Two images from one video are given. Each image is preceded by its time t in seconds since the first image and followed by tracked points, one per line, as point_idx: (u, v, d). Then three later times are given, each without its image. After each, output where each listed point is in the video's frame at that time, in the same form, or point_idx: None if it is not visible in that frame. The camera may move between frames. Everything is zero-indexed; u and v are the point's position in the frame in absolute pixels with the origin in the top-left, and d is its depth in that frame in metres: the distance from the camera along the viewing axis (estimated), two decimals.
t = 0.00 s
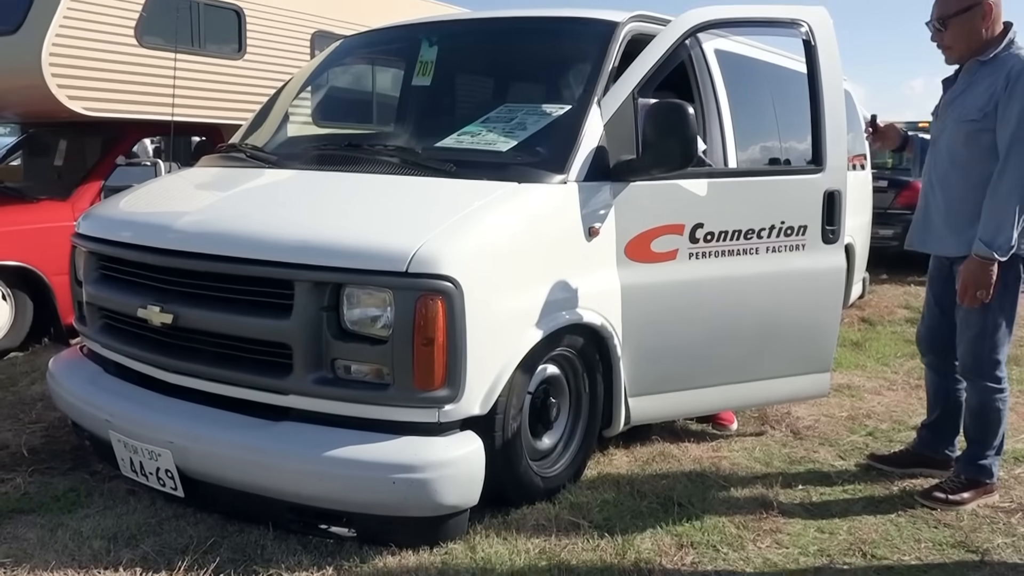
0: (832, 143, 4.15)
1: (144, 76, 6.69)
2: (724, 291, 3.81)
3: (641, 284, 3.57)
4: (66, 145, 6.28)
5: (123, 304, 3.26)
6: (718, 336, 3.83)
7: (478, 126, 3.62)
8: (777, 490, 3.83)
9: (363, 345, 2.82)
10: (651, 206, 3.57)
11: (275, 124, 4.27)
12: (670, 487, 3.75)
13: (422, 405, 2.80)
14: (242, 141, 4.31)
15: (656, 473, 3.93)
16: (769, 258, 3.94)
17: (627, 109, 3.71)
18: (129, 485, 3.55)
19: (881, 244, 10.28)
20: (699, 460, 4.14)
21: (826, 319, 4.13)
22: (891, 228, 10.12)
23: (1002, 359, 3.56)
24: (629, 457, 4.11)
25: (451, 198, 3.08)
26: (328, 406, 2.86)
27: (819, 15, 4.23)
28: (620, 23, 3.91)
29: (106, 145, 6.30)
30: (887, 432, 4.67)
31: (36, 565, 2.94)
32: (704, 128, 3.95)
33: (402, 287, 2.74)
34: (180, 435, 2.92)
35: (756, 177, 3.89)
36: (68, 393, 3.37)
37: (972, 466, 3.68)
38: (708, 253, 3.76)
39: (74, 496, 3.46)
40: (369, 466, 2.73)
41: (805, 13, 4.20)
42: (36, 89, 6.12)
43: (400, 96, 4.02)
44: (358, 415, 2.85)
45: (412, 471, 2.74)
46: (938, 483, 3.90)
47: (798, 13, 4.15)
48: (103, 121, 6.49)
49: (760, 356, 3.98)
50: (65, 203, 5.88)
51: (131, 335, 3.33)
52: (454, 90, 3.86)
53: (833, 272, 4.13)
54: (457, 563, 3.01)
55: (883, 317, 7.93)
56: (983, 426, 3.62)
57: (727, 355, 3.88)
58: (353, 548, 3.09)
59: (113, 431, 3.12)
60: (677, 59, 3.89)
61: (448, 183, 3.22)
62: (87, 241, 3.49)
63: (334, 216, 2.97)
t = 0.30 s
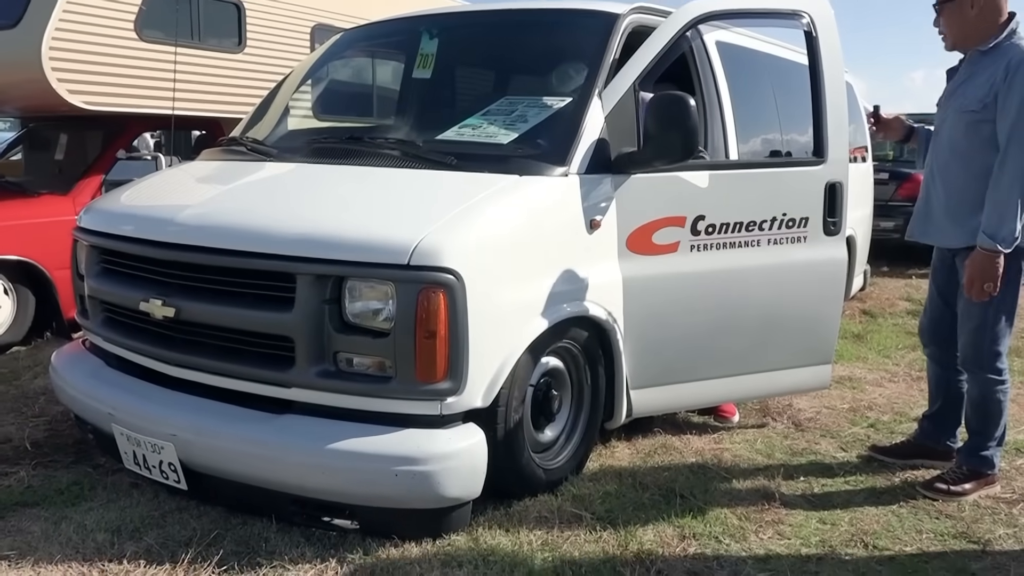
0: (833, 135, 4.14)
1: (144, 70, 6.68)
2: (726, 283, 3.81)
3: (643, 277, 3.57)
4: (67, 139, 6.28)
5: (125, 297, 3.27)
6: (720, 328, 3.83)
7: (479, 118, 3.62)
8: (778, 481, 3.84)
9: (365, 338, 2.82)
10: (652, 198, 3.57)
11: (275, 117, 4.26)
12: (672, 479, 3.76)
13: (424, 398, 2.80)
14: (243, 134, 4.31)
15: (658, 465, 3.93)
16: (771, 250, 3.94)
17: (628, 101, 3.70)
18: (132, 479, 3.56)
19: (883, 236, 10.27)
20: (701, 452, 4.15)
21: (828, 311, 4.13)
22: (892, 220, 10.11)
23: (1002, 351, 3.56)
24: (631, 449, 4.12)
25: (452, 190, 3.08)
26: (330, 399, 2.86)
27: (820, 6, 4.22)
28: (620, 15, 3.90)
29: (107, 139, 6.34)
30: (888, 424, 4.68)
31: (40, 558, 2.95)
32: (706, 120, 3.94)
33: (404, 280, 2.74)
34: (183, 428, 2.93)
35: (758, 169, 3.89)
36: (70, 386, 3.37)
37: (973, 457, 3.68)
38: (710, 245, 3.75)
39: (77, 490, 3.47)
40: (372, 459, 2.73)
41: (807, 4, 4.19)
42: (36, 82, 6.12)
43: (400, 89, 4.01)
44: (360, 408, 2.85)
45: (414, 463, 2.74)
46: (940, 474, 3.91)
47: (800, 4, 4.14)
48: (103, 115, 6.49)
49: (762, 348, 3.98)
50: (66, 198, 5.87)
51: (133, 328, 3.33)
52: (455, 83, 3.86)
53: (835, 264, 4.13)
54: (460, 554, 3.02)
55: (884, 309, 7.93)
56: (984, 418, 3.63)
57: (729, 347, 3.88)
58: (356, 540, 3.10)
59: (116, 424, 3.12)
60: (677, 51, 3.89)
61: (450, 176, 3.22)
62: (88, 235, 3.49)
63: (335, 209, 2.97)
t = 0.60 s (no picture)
0: (842, 128, 4.12)
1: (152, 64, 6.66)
2: (734, 277, 3.79)
3: (650, 270, 3.56)
4: (74, 133, 6.38)
5: (133, 291, 3.27)
6: (728, 322, 3.82)
7: (486, 112, 3.61)
8: (786, 475, 3.83)
9: (373, 332, 2.82)
10: (661, 190, 3.56)
11: (282, 111, 4.26)
12: (680, 473, 3.75)
13: (432, 391, 2.80)
14: (250, 128, 4.30)
15: (665, 459, 3.93)
16: (779, 243, 3.93)
17: (635, 94, 3.69)
18: (141, 472, 3.56)
19: (890, 229, 10.23)
20: (708, 446, 4.14)
21: (836, 304, 4.11)
22: (900, 214, 10.07)
23: (1008, 346, 3.53)
24: (638, 443, 4.11)
25: (460, 184, 3.07)
26: (338, 393, 2.86)
27: None
28: (628, 7, 3.87)
29: (115, 132, 6.38)
30: (897, 418, 4.66)
31: (50, 551, 2.96)
32: (714, 113, 3.92)
33: (412, 273, 2.74)
34: (191, 422, 2.93)
35: (767, 162, 3.87)
36: (79, 380, 3.38)
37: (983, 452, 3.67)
38: (718, 238, 3.74)
39: (86, 483, 3.48)
40: (380, 453, 2.73)
41: None
42: (43, 77, 6.09)
43: (407, 83, 4.00)
44: (368, 401, 2.85)
45: (422, 457, 2.74)
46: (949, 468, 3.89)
47: None
48: (110, 109, 6.49)
49: (770, 342, 3.97)
50: (74, 192, 5.88)
51: (141, 322, 3.33)
52: (461, 76, 3.85)
53: (844, 258, 4.11)
54: (468, 548, 3.02)
55: (892, 303, 7.91)
56: (991, 412, 3.60)
57: (737, 341, 3.87)
58: (364, 533, 3.10)
59: (124, 418, 3.13)
60: (685, 44, 3.87)
61: (457, 169, 3.21)
62: (96, 229, 3.50)
63: (342, 203, 2.96)
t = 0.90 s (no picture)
0: (852, 126, 4.10)
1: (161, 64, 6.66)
2: (743, 276, 3.78)
3: (659, 269, 3.55)
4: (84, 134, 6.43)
5: (143, 291, 3.28)
6: (737, 321, 3.80)
7: (493, 111, 3.60)
8: (796, 476, 3.81)
9: (381, 332, 2.82)
10: (670, 189, 3.55)
11: (290, 111, 4.26)
12: (689, 473, 3.74)
13: (441, 392, 2.80)
14: (258, 129, 4.31)
15: (674, 459, 3.92)
16: (789, 242, 3.91)
17: (644, 93, 3.68)
18: (150, 472, 3.57)
19: (900, 228, 10.18)
20: (718, 446, 4.13)
21: (846, 303, 4.09)
22: (911, 212, 10.02)
23: (1018, 347, 3.48)
24: (647, 443, 4.10)
25: (468, 184, 3.07)
26: (347, 394, 2.86)
27: None
28: (636, 5, 3.86)
29: (126, 133, 6.42)
30: (907, 418, 4.64)
31: (60, 551, 2.97)
32: (723, 112, 3.91)
33: (420, 273, 2.74)
34: (200, 422, 2.94)
35: (776, 160, 3.86)
36: (89, 380, 3.39)
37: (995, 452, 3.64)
38: (727, 238, 3.73)
39: (97, 483, 3.49)
40: (389, 453, 2.73)
41: None
42: (52, 78, 6.10)
43: (415, 83, 4.00)
44: (377, 402, 2.85)
45: (430, 457, 2.74)
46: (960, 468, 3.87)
47: None
48: (120, 109, 6.51)
49: (780, 341, 3.95)
50: (84, 193, 5.90)
51: (150, 323, 3.34)
52: (469, 76, 3.84)
53: (854, 256, 4.09)
54: (477, 549, 3.02)
55: (902, 302, 7.87)
56: (1002, 412, 3.56)
57: (746, 341, 3.86)
58: (373, 533, 3.10)
59: (134, 418, 3.14)
60: (694, 42, 3.86)
61: (465, 169, 3.21)
62: (105, 229, 3.50)
63: (350, 203, 2.97)
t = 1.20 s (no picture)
0: (857, 127, 4.09)
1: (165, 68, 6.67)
2: (748, 278, 3.77)
3: (664, 272, 3.54)
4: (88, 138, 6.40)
5: (147, 295, 3.28)
6: (742, 323, 3.79)
7: (497, 114, 3.60)
8: (802, 478, 3.80)
9: (385, 335, 2.82)
10: (674, 191, 3.54)
11: (294, 115, 4.26)
12: (694, 476, 3.73)
13: (445, 395, 2.79)
14: (262, 132, 4.31)
15: (679, 462, 3.91)
16: (794, 244, 3.90)
17: (648, 95, 3.67)
18: (155, 475, 3.57)
19: (905, 229, 10.17)
20: (723, 449, 4.12)
21: (852, 305, 4.08)
22: (916, 213, 10.00)
23: None
24: (652, 446, 4.10)
25: (472, 186, 3.07)
26: (351, 397, 2.86)
27: None
28: (640, 8, 3.85)
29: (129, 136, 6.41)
30: (913, 420, 4.62)
31: (65, 555, 2.97)
32: (728, 114, 3.90)
33: (424, 277, 2.73)
34: (205, 426, 2.94)
35: (780, 162, 3.85)
36: (94, 384, 3.39)
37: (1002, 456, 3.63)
38: (732, 240, 3.72)
39: (102, 487, 3.49)
40: (394, 456, 2.73)
41: None
42: (57, 82, 6.11)
43: (419, 86, 4.00)
44: (381, 405, 2.85)
45: (435, 461, 2.74)
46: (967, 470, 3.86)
47: None
48: (125, 112, 6.52)
49: (785, 343, 3.94)
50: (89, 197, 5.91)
51: (155, 326, 3.34)
52: (473, 79, 3.84)
53: (860, 258, 4.08)
54: (482, 552, 3.01)
55: (908, 303, 7.85)
56: (1008, 415, 3.53)
57: (752, 343, 3.85)
58: (378, 537, 3.10)
59: (139, 422, 3.14)
60: (698, 44, 3.85)
61: (469, 172, 3.21)
62: (110, 233, 3.51)
63: (355, 206, 2.96)
